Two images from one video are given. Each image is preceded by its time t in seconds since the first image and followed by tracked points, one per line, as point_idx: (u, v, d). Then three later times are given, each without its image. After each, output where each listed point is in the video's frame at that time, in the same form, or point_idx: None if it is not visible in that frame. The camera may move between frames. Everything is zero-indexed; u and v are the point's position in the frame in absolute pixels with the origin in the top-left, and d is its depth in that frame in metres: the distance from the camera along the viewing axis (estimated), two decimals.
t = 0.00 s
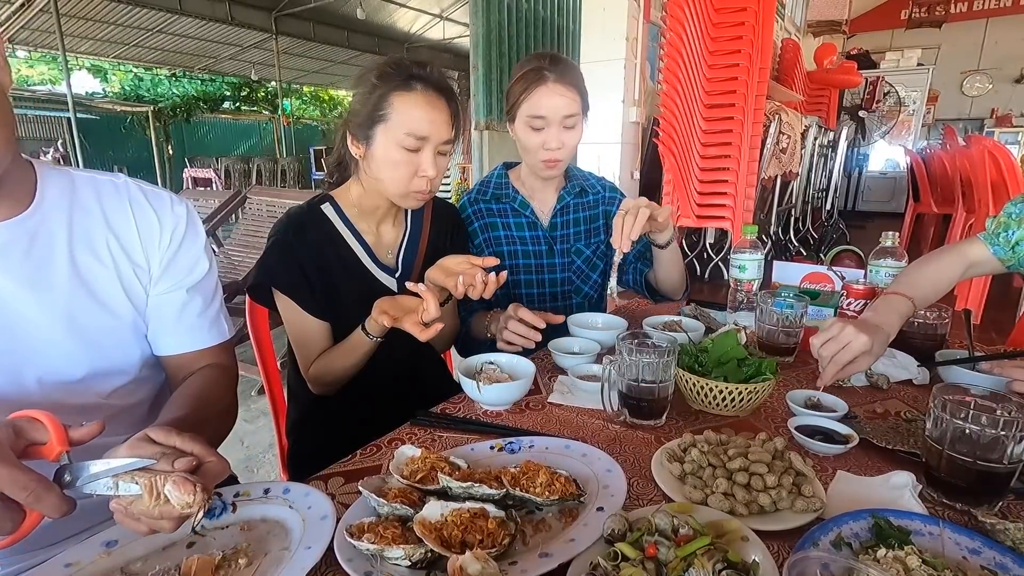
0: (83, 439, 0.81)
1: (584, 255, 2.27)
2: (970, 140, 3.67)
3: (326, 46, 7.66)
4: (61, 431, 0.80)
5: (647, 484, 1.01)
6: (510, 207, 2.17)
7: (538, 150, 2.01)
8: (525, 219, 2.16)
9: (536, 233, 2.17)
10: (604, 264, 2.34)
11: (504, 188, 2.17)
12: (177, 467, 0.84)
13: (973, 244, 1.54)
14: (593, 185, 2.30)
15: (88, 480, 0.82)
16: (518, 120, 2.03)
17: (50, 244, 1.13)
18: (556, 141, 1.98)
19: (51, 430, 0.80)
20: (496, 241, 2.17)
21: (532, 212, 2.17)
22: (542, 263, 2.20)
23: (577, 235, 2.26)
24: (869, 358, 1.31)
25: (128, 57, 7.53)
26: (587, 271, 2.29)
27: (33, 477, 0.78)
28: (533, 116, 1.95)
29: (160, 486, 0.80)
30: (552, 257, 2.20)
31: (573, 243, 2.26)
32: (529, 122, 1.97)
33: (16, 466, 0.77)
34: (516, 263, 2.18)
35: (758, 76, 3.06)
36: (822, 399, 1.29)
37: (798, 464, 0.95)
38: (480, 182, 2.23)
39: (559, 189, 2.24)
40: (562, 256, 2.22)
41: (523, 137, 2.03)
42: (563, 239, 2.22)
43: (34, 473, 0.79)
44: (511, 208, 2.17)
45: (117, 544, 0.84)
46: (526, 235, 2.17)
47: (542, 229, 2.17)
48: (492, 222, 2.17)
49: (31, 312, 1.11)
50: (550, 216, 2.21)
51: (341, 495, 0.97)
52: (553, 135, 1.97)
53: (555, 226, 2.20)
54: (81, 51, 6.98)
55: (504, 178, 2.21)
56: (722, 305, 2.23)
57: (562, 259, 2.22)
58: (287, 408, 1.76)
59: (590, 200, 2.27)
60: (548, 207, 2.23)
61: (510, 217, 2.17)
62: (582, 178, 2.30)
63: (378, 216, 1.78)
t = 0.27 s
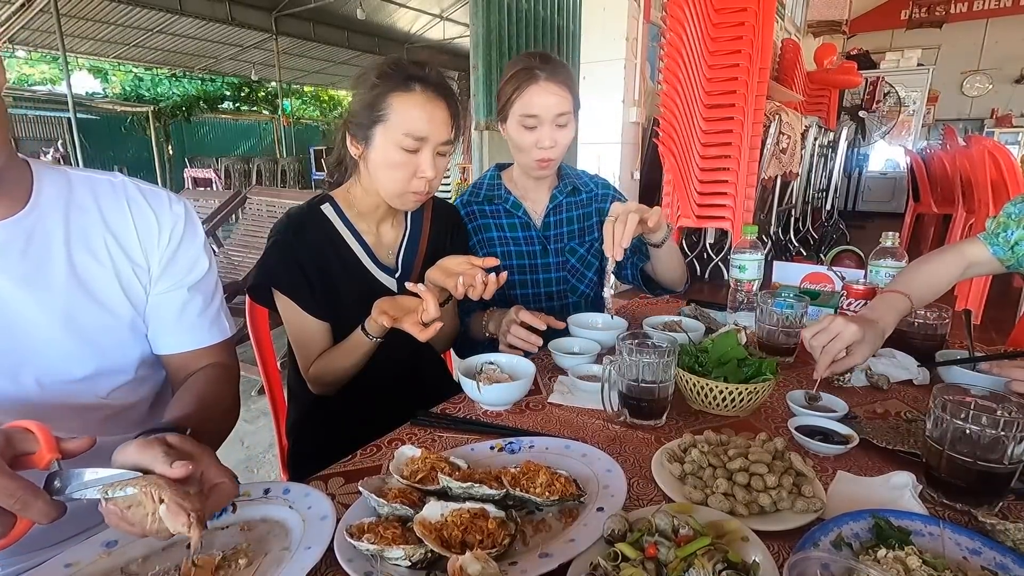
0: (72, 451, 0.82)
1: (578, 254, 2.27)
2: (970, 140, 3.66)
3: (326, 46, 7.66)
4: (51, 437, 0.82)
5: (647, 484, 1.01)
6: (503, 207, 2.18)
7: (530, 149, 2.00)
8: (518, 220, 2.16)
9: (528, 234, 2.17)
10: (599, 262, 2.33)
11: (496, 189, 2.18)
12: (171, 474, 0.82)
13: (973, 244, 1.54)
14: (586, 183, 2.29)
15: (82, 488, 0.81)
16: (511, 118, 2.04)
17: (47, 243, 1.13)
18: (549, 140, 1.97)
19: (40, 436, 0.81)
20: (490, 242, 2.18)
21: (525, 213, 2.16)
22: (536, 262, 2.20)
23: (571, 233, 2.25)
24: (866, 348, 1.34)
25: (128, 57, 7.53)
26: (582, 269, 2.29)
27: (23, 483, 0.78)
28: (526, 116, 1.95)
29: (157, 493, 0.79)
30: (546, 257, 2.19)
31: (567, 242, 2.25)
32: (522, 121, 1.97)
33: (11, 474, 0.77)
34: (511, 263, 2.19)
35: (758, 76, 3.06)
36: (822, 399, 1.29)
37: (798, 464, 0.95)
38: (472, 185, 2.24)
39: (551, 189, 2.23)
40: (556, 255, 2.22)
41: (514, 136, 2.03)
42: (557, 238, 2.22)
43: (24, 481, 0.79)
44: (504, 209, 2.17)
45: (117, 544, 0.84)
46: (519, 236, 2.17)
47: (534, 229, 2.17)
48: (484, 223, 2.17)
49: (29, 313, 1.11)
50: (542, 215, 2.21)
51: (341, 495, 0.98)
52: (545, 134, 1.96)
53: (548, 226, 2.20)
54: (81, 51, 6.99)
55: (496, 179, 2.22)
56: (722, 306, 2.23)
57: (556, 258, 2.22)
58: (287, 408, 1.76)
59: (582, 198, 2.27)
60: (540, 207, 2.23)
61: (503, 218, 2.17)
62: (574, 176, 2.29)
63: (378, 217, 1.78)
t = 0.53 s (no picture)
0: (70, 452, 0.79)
1: (575, 253, 2.27)
2: (970, 140, 3.66)
3: (326, 46, 7.66)
4: (49, 438, 0.79)
5: (647, 484, 1.01)
6: (499, 208, 2.17)
7: (524, 148, 2.01)
8: (515, 220, 2.16)
9: (525, 234, 2.17)
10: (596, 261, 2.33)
11: (492, 190, 2.18)
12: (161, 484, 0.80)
13: (973, 244, 1.54)
14: (582, 182, 2.30)
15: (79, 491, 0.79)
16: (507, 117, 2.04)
17: (45, 243, 1.13)
18: (543, 140, 1.97)
19: (38, 439, 0.78)
20: (486, 243, 2.18)
21: (520, 214, 2.16)
22: (533, 262, 2.20)
23: (568, 233, 2.25)
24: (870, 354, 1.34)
25: (128, 57, 7.53)
26: (579, 269, 2.29)
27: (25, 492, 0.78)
28: (519, 116, 1.95)
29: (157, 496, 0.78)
30: (543, 257, 2.19)
31: (564, 242, 2.25)
32: (516, 122, 1.97)
33: (14, 484, 0.77)
34: (508, 264, 2.19)
35: (757, 76, 3.06)
36: (822, 399, 1.29)
37: (798, 464, 0.95)
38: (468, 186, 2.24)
39: (546, 188, 2.23)
40: (553, 255, 2.23)
41: (509, 136, 2.03)
42: (553, 238, 2.22)
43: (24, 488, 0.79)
44: (499, 210, 2.17)
45: (116, 544, 0.84)
46: (516, 237, 2.17)
47: (531, 229, 2.17)
48: (482, 224, 2.17)
49: (28, 312, 1.11)
50: (538, 215, 2.21)
51: (341, 495, 0.98)
52: (539, 134, 1.97)
53: (544, 226, 2.20)
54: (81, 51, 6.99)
55: (491, 180, 2.22)
56: (722, 306, 2.23)
57: (553, 258, 2.22)
58: (287, 408, 1.76)
59: (578, 197, 2.27)
60: (535, 207, 2.22)
61: (500, 219, 2.17)
62: (570, 175, 2.30)
63: (377, 216, 1.78)
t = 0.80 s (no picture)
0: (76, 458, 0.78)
1: (575, 253, 2.26)
2: (970, 140, 3.66)
3: (326, 46, 7.66)
4: (55, 445, 0.78)
5: (647, 484, 1.01)
6: (498, 209, 2.17)
7: (520, 148, 2.01)
8: (514, 221, 2.16)
9: (525, 235, 2.17)
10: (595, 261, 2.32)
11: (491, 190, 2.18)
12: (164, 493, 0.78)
13: (973, 244, 1.54)
14: (581, 182, 2.30)
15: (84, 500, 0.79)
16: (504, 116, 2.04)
17: (44, 242, 1.13)
18: (540, 137, 1.98)
19: (44, 446, 0.78)
20: (485, 244, 2.17)
21: (519, 214, 2.17)
22: (533, 263, 2.19)
23: (567, 233, 2.25)
24: (874, 360, 1.32)
25: (128, 57, 7.53)
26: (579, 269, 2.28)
27: (30, 496, 0.79)
28: (516, 113, 1.96)
29: (162, 503, 0.78)
30: (543, 257, 2.19)
31: (563, 242, 2.25)
32: (512, 119, 1.97)
33: (19, 489, 0.78)
34: (508, 264, 2.18)
35: (758, 76, 3.06)
36: (822, 399, 1.29)
37: (798, 464, 0.95)
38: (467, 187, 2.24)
39: (545, 188, 2.23)
40: (553, 256, 2.23)
41: (506, 134, 2.03)
42: (553, 238, 2.22)
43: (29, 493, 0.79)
44: (498, 211, 2.17)
45: (117, 543, 0.84)
46: (515, 237, 2.17)
47: (530, 230, 2.17)
48: (481, 225, 2.16)
49: (27, 311, 1.11)
50: (538, 216, 2.21)
51: (341, 495, 0.98)
52: (536, 131, 1.97)
53: (543, 227, 2.20)
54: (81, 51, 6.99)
55: (490, 181, 2.22)
56: (721, 306, 2.23)
57: (552, 259, 2.22)
58: (287, 407, 1.76)
59: (577, 197, 2.27)
60: (535, 207, 2.22)
61: (499, 220, 2.17)
62: (569, 175, 2.31)
63: (378, 216, 1.78)
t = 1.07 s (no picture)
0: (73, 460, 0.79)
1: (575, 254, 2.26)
2: (970, 140, 3.66)
3: (326, 46, 7.66)
4: (54, 450, 0.79)
5: (647, 484, 1.01)
6: (498, 209, 2.17)
7: (518, 145, 2.01)
8: (514, 222, 2.16)
9: (525, 235, 2.17)
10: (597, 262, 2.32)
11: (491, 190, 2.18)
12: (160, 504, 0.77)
13: (972, 242, 1.54)
14: (581, 182, 2.30)
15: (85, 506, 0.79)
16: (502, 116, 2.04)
17: (43, 242, 1.13)
18: (536, 131, 1.97)
19: (42, 450, 0.78)
20: (485, 245, 2.18)
21: (519, 215, 2.16)
22: (533, 264, 2.19)
23: (567, 234, 2.25)
24: (868, 353, 1.33)
25: (128, 57, 7.54)
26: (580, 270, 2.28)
27: (31, 499, 0.79)
28: (513, 106, 1.96)
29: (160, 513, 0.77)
30: (543, 258, 2.19)
31: (563, 243, 2.25)
32: (509, 112, 1.97)
33: (20, 492, 0.78)
34: (509, 265, 2.18)
35: (758, 76, 3.06)
36: (822, 399, 1.29)
37: (799, 464, 0.95)
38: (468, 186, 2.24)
39: (545, 188, 2.23)
40: (553, 257, 2.22)
41: (504, 129, 2.03)
42: (552, 239, 2.23)
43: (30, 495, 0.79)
44: (498, 211, 2.17)
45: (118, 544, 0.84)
46: (515, 238, 2.17)
47: (530, 231, 2.17)
48: (480, 225, 2.17)
49: (26, 310, 1.11)
50: (538, 216, 2.21)
51: (341, 494, 0.98)
52: (533, 125, 1.97)
53: (543, 227, 2.20)
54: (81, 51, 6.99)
55: (490, 181, 2.22)
56: (721, 305, 2.23)
57: (553, 260, 2.22)
58: (287, 408, 1.76)
59: (577, 197, 2.27)
60: (535, 208, 2.22)
61: (498, 220, 2.17)
62: (569, 175, 2.30)
63: (378, 216, 1.78)
